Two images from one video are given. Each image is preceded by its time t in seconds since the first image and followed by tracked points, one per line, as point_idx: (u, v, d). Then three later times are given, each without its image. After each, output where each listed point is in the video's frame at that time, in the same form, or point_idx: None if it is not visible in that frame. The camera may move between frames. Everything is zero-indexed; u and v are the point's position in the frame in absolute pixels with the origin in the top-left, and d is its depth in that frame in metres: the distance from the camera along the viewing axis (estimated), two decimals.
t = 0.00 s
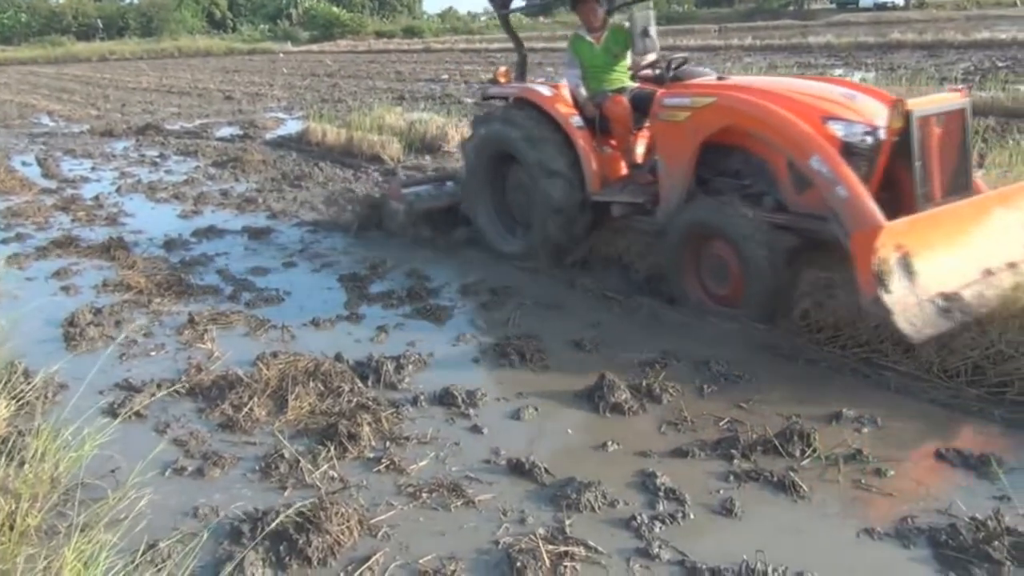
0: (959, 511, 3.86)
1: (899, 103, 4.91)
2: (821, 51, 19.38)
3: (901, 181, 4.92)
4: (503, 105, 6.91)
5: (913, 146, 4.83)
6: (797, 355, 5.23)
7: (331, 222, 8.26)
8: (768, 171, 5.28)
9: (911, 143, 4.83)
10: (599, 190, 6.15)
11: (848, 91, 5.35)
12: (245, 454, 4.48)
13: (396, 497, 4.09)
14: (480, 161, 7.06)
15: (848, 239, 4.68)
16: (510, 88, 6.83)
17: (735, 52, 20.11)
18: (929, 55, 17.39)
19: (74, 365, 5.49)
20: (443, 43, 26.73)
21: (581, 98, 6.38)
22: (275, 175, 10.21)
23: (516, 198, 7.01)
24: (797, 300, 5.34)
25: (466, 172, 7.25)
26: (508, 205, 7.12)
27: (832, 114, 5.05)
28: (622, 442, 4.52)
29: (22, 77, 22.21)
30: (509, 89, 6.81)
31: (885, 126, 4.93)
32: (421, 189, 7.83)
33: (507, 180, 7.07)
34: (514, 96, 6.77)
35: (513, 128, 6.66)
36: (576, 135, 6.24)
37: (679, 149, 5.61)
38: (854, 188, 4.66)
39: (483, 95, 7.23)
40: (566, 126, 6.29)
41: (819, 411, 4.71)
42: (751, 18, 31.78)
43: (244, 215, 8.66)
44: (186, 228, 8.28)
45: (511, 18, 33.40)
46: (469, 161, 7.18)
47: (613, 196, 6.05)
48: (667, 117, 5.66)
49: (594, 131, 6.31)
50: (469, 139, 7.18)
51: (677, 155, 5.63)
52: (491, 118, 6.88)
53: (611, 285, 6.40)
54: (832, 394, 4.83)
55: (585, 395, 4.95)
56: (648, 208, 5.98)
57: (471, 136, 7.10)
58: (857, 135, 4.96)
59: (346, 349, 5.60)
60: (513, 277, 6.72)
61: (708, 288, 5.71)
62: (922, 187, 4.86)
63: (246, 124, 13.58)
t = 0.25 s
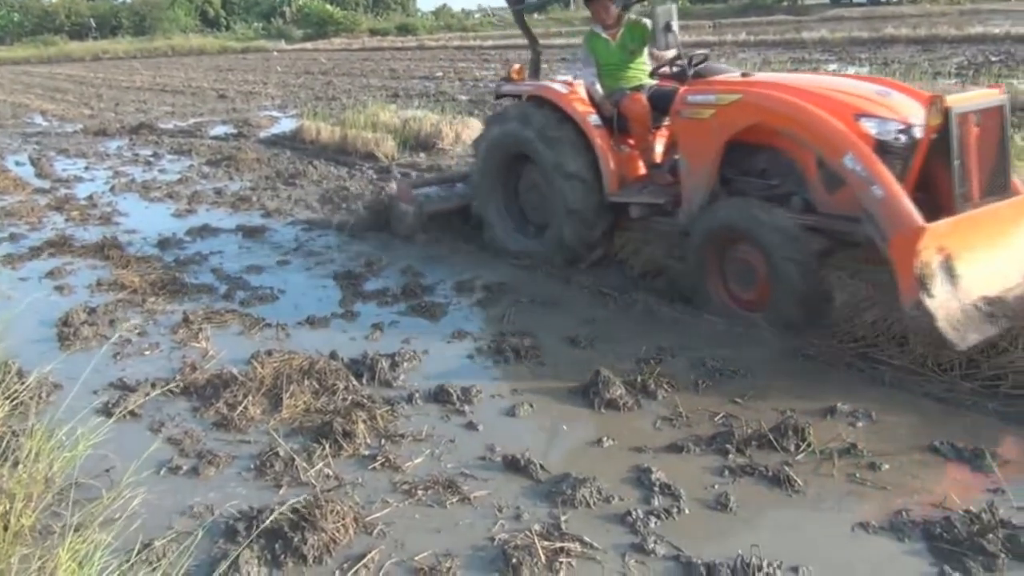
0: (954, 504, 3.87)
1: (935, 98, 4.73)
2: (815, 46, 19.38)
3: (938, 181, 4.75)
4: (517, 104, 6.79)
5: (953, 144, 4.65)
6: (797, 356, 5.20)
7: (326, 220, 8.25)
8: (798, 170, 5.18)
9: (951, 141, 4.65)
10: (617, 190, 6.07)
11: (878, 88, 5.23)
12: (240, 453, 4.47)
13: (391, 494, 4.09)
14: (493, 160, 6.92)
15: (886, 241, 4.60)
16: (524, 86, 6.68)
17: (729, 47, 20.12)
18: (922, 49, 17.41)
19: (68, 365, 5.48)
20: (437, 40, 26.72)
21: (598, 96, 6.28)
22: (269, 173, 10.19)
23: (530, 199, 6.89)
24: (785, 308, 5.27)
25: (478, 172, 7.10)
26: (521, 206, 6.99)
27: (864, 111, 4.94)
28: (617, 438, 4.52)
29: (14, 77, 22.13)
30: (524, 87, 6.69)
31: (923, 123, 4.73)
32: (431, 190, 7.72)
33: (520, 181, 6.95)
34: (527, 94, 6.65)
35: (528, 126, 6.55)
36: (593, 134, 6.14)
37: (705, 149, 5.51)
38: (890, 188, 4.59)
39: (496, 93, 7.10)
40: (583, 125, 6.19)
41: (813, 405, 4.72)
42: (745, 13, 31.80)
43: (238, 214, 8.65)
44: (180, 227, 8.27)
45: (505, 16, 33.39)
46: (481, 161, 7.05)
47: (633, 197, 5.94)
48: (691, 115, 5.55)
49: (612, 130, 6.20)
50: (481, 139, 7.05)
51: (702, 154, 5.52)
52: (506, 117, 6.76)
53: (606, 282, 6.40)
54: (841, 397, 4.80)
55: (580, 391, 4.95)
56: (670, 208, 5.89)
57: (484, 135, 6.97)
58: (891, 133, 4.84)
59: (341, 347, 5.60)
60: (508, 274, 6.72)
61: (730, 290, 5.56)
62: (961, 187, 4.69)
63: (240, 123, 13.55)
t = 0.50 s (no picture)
0: (947, 498, 3.88)
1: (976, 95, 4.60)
2: (808, 41, 19.41)
3: (979, 181, 4.61)
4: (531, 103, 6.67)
5: (994, 143, 4.51)
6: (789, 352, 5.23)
7: (320, 218, 8.23)
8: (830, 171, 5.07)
9: (993, 140, 4.51)
10: (636, 192, 5.97)
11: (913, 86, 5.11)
12: (235, 451, 4.47)
13: (386, 492, 4.09)
14: (506, 161, 6.80)
15: (926, 242, 4.45)
16: (539, 85, 6.56)
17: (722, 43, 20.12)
18: (915, 44, 17.43)
19: (62, 365, 5.47)
20: (430, 37, 26.69)
21: (617, 94, 6.17)
22: (263, 171, 10.18)
23: (544, 200, 6.76)
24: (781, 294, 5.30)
25: (490, 172, 6.97)
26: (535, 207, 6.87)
27: (899, 109, 4.82)
28: (612, 434, 4.53)
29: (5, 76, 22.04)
30: (539, 85, 6.57)
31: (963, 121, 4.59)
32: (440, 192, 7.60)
33: (534, 181, 6.82)
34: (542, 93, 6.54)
35: (541, 126, 6.43)
36: (612, 134, 6.04)
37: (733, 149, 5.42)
38: (929, 189, 4.47)
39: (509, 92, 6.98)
40: (601, 125, 6.08)
41: (807, 400, 4.73)
42: (738, 9, 31.82)
43: (232, 212, 8.64)
44: (173, 226, 8.25)
45: (499, 12, 33.37)
46: (493, 160, 6.92)
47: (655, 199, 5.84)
48: (718, 116, 5.48)
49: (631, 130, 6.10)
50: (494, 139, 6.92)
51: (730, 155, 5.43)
52: (520, 117, 6.63)
53: (600, 278, 6.40)
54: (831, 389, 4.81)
55: (575, 388, 4.96)
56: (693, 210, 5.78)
57: (497, 135, 6.84)
58: (928, 132, 4.70)
59: (335, 345, 5.60)
60: (503, 271, 6.72)
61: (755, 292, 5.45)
62: (1004, 186, 4.52)
63: (233, 121, 13.52)
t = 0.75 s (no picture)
0: (940, 492, 3.90)
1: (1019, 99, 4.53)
2: (801, 37, 19.43)
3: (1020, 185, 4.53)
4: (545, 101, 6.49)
5: None
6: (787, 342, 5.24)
7: (314, 215, 8.22)
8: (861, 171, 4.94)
9: None
10: (656, 192, 5.80)
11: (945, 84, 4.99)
12: (228, 449, 4.47)
13: (380, 489, 4.10)
14: (520, 160, 6.62)
15: (969, 247, 4.34)
16: (553, 82, 6.37)
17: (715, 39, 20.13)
18: (908, 39, 17.46)
19: (54, 364, 5.45)
20: (424, 34, 26.67)
21: (634, 92, 6.01)
22: (256, 169, 10.16)
23: (559, 201, 6.57)
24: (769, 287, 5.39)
25: (502, 171, 6.79)
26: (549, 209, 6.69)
27: (935, 108, 4.70)
28: (605, 430, 4.54)
29: None
30: (553, 83, 6.39)
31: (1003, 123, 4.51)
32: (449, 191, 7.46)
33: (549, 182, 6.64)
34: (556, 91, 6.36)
35: (557, 124, 6.27)
36: (630, 132, 5.87)
37: (760, 150, 5.27)
38: (970, 192, 4.36)
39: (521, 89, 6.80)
40: (619, 123, 5.92)
41: (800, 395, 4.74)
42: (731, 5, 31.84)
43: (225, 210, 8.62)
44: (166, 224, 8.24)
45: (491, 9, 33.35)
46: (506, 160, 6.74)
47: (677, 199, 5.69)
48: (744, 115, 5.32)
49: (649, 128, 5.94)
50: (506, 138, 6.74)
51: (757, 155, 5.29)
52: (535, 115, 6.45)
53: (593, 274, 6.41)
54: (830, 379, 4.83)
55: (569, 383, 4.96)
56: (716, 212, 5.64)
57: (510, 133, 6.66)
58: (964, 131, 4.59)
59: (329, 342, 5.59)
60: (497, 268, 6.71)
61: (781, 294, 5.33)
62: None
63: (226, 119, 13.49)
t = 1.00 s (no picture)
0: (933, 486, 3.91)
1: None
2: (794, 32, 19.45)
3: None
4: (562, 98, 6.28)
5: None
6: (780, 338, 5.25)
7: (308, 212, 8.21)
8: (897, 174, 4.77)
9: None
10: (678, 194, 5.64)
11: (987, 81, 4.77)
12: (222, 447, 4.46)
13: (374, 486, 4.10)
14: (535, 160, 6.41)
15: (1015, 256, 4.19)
16: (571, 80, 6.18)
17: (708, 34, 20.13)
18: (900, 34, 17.48)
19: (47, 363, 5.44)
20: (417, 31, 26.64)
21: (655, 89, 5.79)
22: (249, 166, 10.14)
23: (576, 202, 6.38)
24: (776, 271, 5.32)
25: (517, 170, 6.59)
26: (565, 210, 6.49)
27: (979, 108, 4.47)
28: (599, 425, 4.54)
29: None
30: (571, 80, 6.19)
31: None
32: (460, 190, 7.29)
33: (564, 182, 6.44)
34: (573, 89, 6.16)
35: (573, 123, 6.07)
36: (651, 131, 5.68)
37: (789, 151, 5.11)
38: (1017, 199, 4.22)
39: (535, 86, 6.59)
40: (640, 122, 5.74)
41: (793, 389, 4.75)
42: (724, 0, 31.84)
43: (218, 208, 8.60)
44: (159, 222, 8.22)
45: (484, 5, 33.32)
46: (521, 159, 6.53)
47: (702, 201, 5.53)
48: (774, 114, 5.15)
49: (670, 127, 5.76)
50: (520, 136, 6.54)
51: (787, 156, 5.11)
52: (551, 113, 6.24)
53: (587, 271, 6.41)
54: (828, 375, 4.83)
55: (562, 379, 4.97)
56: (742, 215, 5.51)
57: (524, 132, 6.46)
58: (1009, 132, 4.36)
59: (322, 340, 5.59)
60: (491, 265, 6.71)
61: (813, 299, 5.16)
62: None
63: (219, 116, 13.46)
